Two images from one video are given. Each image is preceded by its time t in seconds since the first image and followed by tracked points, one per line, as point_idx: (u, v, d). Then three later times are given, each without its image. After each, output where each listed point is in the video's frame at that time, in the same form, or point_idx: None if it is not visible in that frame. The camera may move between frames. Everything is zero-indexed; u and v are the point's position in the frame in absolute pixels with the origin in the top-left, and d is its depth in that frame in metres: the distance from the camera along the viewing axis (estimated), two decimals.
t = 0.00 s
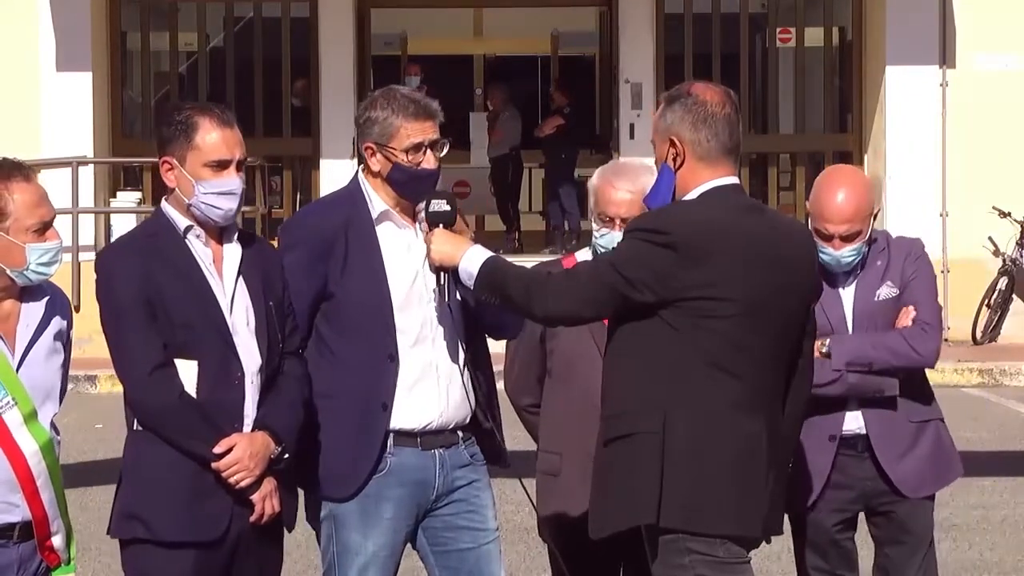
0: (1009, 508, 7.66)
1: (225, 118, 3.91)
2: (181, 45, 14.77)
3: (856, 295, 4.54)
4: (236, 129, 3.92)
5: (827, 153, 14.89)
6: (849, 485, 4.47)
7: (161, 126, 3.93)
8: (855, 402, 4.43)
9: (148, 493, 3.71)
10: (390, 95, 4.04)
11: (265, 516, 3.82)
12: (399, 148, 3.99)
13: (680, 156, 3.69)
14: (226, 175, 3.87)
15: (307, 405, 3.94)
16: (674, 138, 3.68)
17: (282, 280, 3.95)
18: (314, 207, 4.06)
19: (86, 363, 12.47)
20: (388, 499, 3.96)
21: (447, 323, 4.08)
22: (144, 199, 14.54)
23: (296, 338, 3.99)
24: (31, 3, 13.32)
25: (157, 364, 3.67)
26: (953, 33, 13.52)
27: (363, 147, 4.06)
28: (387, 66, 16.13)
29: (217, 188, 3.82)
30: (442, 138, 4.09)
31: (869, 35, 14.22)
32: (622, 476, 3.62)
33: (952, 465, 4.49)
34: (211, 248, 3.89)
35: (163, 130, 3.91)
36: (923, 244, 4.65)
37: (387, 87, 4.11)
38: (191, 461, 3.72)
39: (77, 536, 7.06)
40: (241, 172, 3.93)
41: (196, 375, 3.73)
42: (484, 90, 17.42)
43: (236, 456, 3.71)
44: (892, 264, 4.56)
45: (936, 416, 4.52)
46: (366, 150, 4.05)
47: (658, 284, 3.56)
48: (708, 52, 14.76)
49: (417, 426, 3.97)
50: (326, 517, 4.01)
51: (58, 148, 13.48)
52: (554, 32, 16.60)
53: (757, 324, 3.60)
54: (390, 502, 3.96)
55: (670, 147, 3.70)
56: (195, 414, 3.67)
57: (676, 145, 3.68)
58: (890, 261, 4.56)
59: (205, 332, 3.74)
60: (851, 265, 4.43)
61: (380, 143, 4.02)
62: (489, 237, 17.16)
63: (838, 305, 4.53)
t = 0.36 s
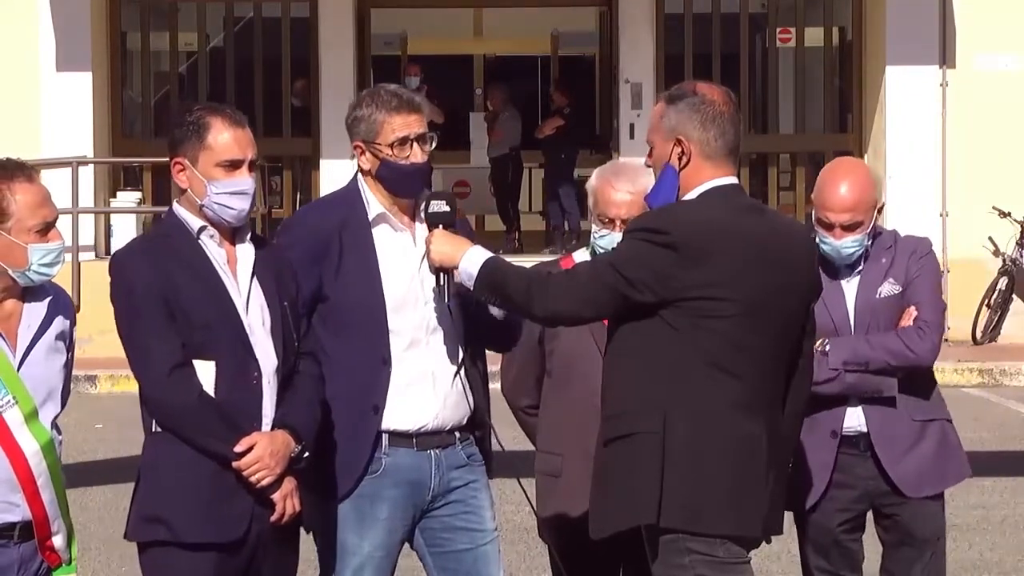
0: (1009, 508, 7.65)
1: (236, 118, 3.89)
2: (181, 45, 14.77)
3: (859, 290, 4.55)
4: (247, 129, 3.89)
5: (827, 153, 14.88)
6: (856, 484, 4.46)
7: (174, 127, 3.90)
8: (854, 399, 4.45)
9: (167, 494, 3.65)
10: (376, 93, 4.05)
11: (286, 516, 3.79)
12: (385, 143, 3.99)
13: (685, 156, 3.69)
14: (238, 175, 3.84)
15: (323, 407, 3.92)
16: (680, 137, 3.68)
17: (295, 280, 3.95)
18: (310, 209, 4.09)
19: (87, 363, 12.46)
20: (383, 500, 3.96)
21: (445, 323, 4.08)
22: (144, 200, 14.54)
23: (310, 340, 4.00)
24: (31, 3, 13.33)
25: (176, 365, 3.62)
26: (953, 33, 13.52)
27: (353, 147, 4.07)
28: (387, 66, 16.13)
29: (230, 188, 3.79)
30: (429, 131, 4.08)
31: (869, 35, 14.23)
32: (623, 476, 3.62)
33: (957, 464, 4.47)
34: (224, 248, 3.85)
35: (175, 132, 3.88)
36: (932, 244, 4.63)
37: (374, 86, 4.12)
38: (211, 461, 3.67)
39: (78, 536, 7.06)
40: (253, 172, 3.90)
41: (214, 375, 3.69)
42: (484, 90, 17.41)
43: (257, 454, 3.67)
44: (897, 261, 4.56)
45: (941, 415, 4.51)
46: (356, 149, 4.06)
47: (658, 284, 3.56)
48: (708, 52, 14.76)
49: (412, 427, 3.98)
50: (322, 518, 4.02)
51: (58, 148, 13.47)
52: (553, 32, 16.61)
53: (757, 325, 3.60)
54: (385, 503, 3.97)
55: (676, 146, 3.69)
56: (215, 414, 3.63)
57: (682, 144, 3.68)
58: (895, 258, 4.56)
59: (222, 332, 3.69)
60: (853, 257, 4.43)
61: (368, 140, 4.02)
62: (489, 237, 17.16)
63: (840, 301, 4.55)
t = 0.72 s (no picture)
0: (1009, 507, 7.66)
1: (240, 116, 3.89)
2: (181, 45, 14.77)
3: (873, 285, 4.59)
4: (251, 127, 3.89)
5: (827, 153, 14.87)
6: (859, 483, 4.46)
7: (177, 127, 3.91)
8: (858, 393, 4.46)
9: (170, 493, 3.65)
10: (370, 95, 4.05)
11: (291, 514, 3.78)
12: (381, 144, 3.99)
13: (689, 155, 3.68)
14: (242, 175, 3.85)
15: (327, 406, 3.92)
16: (684, 135, 3.67)
17: (297, 279, 3.97)
18: (309, 210, 4.09)
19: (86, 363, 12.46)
20: (382, 501, 3.97)
21: (445, 324, 4.08)
22: (144, 200, 14.54)
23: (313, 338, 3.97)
24: (31, 3, 13.33)
25: (179, 363, 3.62)
26: (953, 33, 13.52)
27: (350, 149, 4.07)
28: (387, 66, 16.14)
29: (233, 187, 3.79)
30: (426, 130, 4.08)
31: (869, 35, 14.23)
32: (623, 475, 3.62)
33: (963, 472, 4.43)
34: (229, 246, 3.85)
35: (179, 131, 3.88)
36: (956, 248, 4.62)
37: (369, 88, 4.12)
38: (216, 459, 3.67)
39: (78, 536, 7.06)
40: (256, 172, 3.90)
41: (218, 374, 3.68)
42: (484, 90, 17.39)
43: (261, 452, 3.66)
44: (914, 259, 4.57)
45: (950, 419, 4.49)
46: (354, 152, 4.06)
47: (658, 284, 3.56)
48: (708, 52, 14.77)
49: (412, 428, 3.98)
50: (321, 520, 4.01)
51: (57, 148, 13.47)
52: (553, 32, 16.63)
53: (757, 325, 3.60)
54: (384, 503, 3.97)
55: (680, 145, 3.68)
56: (219, 413, 3.62)
57: (686, 143, 3.67)
58: (914, 256, 4.58)
59: (226, 332, 3.69)
60: (860, 241, 4.49)
61: (364, 143, 4.03)
62: (489, 237, 17.16)
63: (853, 293, 4.58)
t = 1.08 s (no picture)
0: (1008, 508, 7.66)
1: (233, 117, 3.89)
2: (181, 45, 14.77)
3: (888, 283, 4.60)
4: (244, 127, 3.89)
5: (828, 153, 14.86)
6: (859, 483, 4.46)
7: (171, 127, 3.90)
8: (865, 390, 4.46)
9: (162, 492, 3.66)
10: (372, 95, 4.05)
11: (280, 515, 3.79)
12: (384, 144, 3.99)
13: (695, 154, 3.67)
14: (234, 174, 3.84)
15: (321, 404, 3.93)
16: (694, 135, 3.66)
17: (294, 282, 3.96)
18: (309, 210, 4.07)
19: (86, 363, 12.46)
20: (382, 502, 3.96)
21: (444, 325, 4.08)
22: (144, 200, 14.55)
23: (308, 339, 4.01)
24: (32, 2, 13.33)
25: (172, 363, 3.64)
26: (953, 33, 13.51)
27: (352, 148, 4.07)
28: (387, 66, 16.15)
29: (227, 186, 3.78)
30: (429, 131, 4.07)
31: (869, 36, 14.24)
32: (623, 475, 3.61)
33: (968, 475, 4.41)
34: (222, 246, 3.85)
35: (173, 131, 3.88)
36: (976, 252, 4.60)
37: (371, 87, 4.12)
38: (207, 460, 3.67)
39: (79, 537, 7.06)
40: (249, 171, 3.90)
41: (210, 375, 3.69)
42: (484, 90, 17.36)
43: (251, 454, 3.67)
44: (932, 260, 4.57)
45: (958, 421, 4.47)
46: (355, 151, 4.06)
47: (656, 283, 3.56)
48: (708, 52, 14.77)
49: (413, 428, 3.98)
50: (322, 519, 4.01)
51: (57, 148, 13.46)
52: (553, 32, 16.64)
53: (756, 325, 3.60)
54: (385, 504, 3.97)
55: (688, 144, 3.67)
56: (210, 413, 3.64)
57: (695, 142, 3.66)
58: (932, 257, 4.57)
59: (219, 331, 3.70)
60: (877, 237, 4.50)
61: (366, 143, 4.03)
62: (489, 237, 17.16)
63: (867, 291, 4.60)
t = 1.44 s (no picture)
0: (1008, 507, 7.66)
1: (227, 116, 3.90)
2: (181, 45, 14.77)
3: (900, 285, 4.59)
4: (238, 128, 3.91)
5: (828, 153, 14.85)
6: (862, 485, 4.47)
7: (165, 126, 3.93)
8: (874, 392, 4.47)
9: (146, 492, 3.71)
10: (373, 93, 4.05)
11: (262, 516, 3.80)
12: (384, 141, 3.99)
13: (698, 155, 3.68)
14: (227, 174, 3.86)
15: (307, 403, 3.94)
16: (698, 136, 3.66)
17: (282, 284, 3.97)
18: (311, 209, 4.05)
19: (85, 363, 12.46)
20: (383, 502, 3.96)
21: (442, 325, 4.07)
22: (143, 200, 14.55)
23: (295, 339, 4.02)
24: (32, 3, 13.33)
25: (157, 363, 3.68)
26: (953, 33, 13.50)
27: (352, 147, 4.06)
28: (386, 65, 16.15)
29: (218, 187, 3.81)
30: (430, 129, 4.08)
31: (868, 36, 14.24)
32: (623, 475, 3.61)
33: (977, 478, 4.41)
34: (212, 247, 3.90)
35: (168, 130, 3.91)
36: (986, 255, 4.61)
37: (372, 86, 4.11)
38: (190, 461, 3.72)
39: (79, 536, 7.07)
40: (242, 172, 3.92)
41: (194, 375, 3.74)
42: (484, 90, 17.33)
43: (233, 456, 3.70)
44: (944, 262, 4.57)
45: (967, 424, 4.47)
46: (355, 149, 4.06)
47: (656, 284, 3.56)
48: (708, 53, 14.77)
49: (414, 428, 3.97)
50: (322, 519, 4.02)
51: (57, 149, 13.46)
52: (553, 32, 16.65)
53: (755, 324, 3.61)
54: (386, 505, 3.96)
55: (692, 144, 3.66)
56: (194, 413, 3.68)
57: (699, 142, 3.66)
58: (943, 259, 4.57)
59: (206, 331, 3.74)
60: (889, 237, 4.51)
61: (366, 141, 4.02)
62: (489, 237, 17.17)
63: (878, 292, 4.60)
